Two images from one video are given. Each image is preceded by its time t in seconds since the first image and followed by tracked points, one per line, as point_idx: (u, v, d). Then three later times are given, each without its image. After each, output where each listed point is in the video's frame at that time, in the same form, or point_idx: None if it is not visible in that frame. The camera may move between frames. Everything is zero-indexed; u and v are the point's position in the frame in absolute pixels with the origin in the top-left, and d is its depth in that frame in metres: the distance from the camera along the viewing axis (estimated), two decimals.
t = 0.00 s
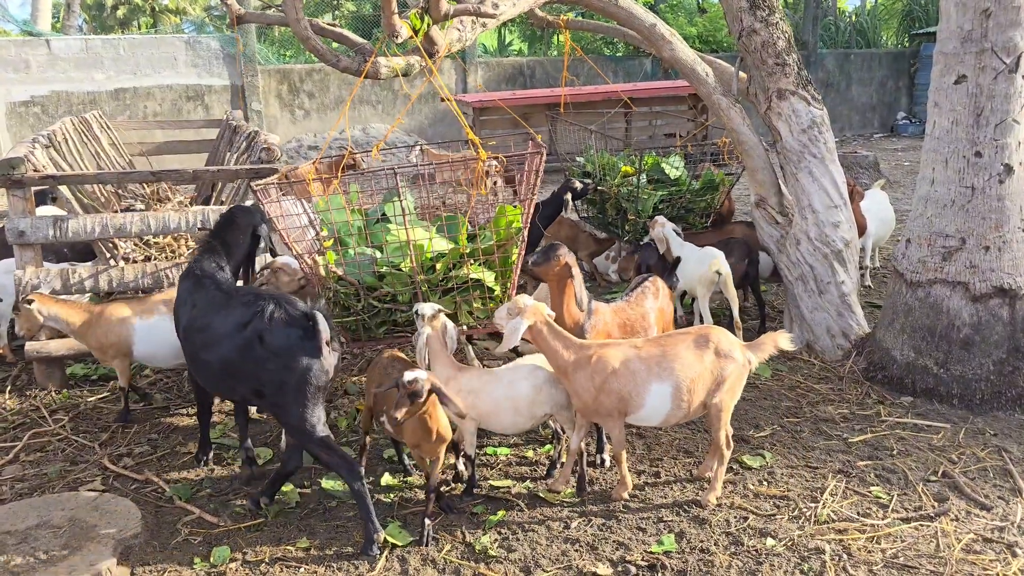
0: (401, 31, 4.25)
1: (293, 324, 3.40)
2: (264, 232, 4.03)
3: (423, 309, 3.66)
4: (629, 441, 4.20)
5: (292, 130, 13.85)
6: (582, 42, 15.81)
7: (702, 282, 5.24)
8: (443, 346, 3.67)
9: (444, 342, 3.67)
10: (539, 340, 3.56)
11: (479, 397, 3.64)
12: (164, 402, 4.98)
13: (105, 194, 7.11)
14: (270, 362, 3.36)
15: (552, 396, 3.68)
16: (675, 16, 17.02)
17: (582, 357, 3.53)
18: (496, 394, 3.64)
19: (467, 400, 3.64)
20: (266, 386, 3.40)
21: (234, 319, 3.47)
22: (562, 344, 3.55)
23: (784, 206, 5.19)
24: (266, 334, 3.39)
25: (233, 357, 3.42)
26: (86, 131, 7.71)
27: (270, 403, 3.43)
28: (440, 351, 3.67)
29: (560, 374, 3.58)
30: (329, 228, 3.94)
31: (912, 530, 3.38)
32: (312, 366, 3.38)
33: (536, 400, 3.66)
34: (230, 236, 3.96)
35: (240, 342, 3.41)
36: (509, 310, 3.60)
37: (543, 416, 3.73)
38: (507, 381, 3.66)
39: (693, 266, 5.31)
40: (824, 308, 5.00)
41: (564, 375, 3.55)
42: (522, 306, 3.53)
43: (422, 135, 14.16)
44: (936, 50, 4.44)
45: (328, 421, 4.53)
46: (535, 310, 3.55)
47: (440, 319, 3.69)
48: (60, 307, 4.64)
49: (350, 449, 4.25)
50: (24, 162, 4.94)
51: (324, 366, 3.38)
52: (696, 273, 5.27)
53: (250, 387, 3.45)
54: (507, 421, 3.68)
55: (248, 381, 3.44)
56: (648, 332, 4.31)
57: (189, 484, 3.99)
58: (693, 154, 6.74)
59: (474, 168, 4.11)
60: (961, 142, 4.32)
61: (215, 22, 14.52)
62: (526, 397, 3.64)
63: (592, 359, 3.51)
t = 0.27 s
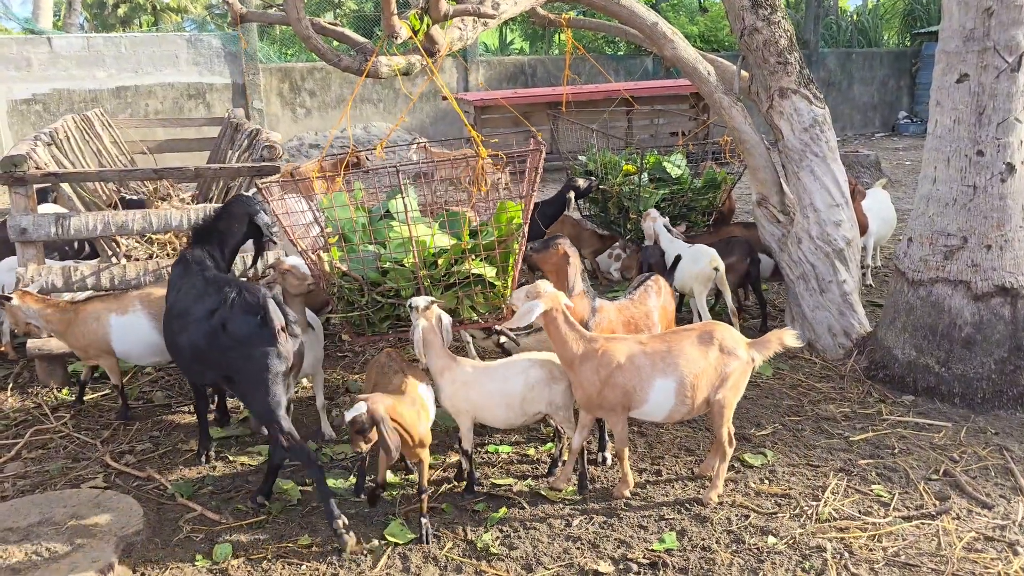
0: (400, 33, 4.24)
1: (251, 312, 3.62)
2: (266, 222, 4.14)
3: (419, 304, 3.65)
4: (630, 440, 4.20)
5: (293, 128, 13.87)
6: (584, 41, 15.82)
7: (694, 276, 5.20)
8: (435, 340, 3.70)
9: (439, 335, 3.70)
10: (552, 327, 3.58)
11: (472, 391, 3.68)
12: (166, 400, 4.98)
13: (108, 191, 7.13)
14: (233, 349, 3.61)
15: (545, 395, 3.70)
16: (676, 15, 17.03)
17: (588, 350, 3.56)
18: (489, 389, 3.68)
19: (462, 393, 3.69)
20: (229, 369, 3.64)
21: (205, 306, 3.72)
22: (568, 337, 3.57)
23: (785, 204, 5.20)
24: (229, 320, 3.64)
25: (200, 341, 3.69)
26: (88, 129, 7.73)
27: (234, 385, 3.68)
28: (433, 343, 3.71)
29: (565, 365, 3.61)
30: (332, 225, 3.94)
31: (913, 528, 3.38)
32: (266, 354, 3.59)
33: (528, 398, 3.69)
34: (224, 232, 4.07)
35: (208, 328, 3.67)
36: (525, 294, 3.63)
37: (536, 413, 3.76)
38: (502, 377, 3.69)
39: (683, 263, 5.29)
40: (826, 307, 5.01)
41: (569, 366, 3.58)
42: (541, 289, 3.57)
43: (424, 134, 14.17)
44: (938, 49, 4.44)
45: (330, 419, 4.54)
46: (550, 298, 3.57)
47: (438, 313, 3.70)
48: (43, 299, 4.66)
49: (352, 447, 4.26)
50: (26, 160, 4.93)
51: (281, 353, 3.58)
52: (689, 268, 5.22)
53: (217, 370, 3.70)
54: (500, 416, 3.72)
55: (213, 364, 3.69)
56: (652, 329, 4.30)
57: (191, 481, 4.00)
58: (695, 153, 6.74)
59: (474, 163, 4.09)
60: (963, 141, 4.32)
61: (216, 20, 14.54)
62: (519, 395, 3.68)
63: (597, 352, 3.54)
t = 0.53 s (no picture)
0: (403, 29, 4.26)
1: (247, 287, 3.71)
2: (264, 215, 4.27)
3: (419, 295, 3.61)
4: (631, 438, 4.20)
5: (294, 127, 13.88)
6: (585, 41, 15.83)
7: (698, 275, 5.18)
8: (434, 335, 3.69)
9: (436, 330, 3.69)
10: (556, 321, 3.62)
11: (466, 387, 3.66)
12: (167, 398, 4.99)
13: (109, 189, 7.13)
14: (223, 319, 3.70)
15: (539, 395, 3.64)
16: (677, 14, 17.03)
17: (589, 346, 3.58)
18: (483, 385, 3.65)
19: (456, 390, 3.67)
20: (208, 339, 3.74)
21: (201, 276, 3.83)
22: (571, 331, 3.61)
23: (785, 203, 5.20)
24: (223, 292, 3.73)
25: (190, 308, 3.78)
26: (89, 127, 7.74)
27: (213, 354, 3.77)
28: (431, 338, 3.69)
29: (568, 359, 3.64)
30: (334, 221, 3.93)
31: (913, 527, 3.38)
32: (255, 327, 3.69)
33: (521, 397, 3.64)
34: (219, 230, 4.35)
35: (200, 295, 3.77)
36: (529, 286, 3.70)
37: (531, 413, 3.72)
38: (496, 374, 3.65)
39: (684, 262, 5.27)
40: (826, 306, 5.01)
41: (571, 360, 3.61)
42: (542, 283, 3.61)
43: (424, 132, 14.18)
44: (939, 48, 4.44)
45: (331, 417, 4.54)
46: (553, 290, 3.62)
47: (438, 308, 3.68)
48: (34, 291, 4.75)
49: (353, 445, 4.26)
50: (28, 159, 4.94)
51: (266, 328, 3.68)
52: (691, 267, 5.21)
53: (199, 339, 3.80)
54: (493, 414, 3.67)
55: (196, 331, 3.79)
56: (653, 328, 4.30)
57: (192, 479, 4.00)
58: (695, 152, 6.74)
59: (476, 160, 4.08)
60: (964, 140, 4.32)
61: (217, 19, 14.55)
62: (512, 393, 3.63)
63: (600, 349, 3.56)
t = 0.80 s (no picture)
0: (404, 27, 4.27)
1: (252, 279, 3.83)
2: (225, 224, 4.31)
3: (421, 297, 3.66)
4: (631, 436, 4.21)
5: (295, 126, 13.89)
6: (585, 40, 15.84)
7: (703, 273, 5.20)
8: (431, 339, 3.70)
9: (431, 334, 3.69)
10: (558, 319, 3.74)
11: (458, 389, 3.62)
12: (167, 395, 4.99)
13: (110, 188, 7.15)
14: (225, 309, 3.78)
15: (531, 400, 3.58)
16: (677, 13, 17.03)
17: (590, 339, 3.65)
18: (474, 387, 3.60)
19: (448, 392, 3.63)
20: (209, 330, 3.79)
21: (203, 271, 3.94)
22: (574, 326, 3.71)
23: (786, 202, 5.19)
24: (227, 284, 3.83)
25: (192, 301, 3.84)
26: (90, 126, 7.76)
27: (212, 347, 3.82)
28: (428, 343, 3.69)
29: (571, 353, 3.71)
30: (331, 222, 3.92)
31: (913, 525, 3.39)
32: (257, 318, 3.75)
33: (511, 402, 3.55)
34: (200, 230, 4.41)
35: (204, 288, 3.85)
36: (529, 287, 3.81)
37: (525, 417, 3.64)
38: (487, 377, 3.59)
39: (686, 260, 5.27)
40: (827, 305, 5.01)
41: (573, 355, 3.69)
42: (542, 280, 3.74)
43: (425, 131, 14.19)
44: (940, 48, 4.44)
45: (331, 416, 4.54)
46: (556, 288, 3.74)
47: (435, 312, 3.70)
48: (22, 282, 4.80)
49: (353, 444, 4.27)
50: (29, 157, 5.05)
51: (269, 319, 3.75)
52: (695, 265, 5.22)
53: (197, 332, 3.84)
54: (484, 417, 3.61)
55: (196, 325, 3.83)
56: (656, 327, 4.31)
57: (193, 477, 4.00)
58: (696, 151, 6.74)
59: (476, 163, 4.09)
60: (964, 140, 4.32)
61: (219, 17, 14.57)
62: (501, 396, 3.55)
63: (599, 341, 3.62)
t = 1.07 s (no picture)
0: (407, 25, 4.27)
1: (251, 278, 3.85)
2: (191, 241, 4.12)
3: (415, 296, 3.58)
4: (632, 435, 4.21)
5: (297, 124, 13.90)
6: (587, 39, 15.84)
7: (701, 272, 5.22)
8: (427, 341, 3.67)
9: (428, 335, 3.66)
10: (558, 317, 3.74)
11: (454, 390, 3.62)
12: (169, 394, 5.00)
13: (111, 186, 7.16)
14: (225, 308, 3.79)
15: (520, 405, 3.53)
16: (679, 12, 17.03)
17: (590, 332, 3.68)
18: (468, 389, 3.59)
19: (444, 393, 3.64)
20: (211, 329, 3.80)
21: (199, 269, 3.93)
22: (574, 320, 3.73)
23: (787, 202, 5.17)
24: (226, 283, 3.83)
25: (190, 299, 3.83)
26: (92, 124, 7.76)
27: (214, 346, 3.84)
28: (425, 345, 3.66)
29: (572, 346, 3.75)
30: (327, 218, 3.91)
31: (913, 524, 3.39)
32: (260, 316, 3.78)
33: (502, 404, 3.54)
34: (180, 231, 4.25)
35: (201, 288, 3.85)
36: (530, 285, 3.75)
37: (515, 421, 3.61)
38: (480, 379, 3.59)
39: (683, 259, 5.27)
40: (828, 305, 5.02)
41: (574, 347, 3.72)
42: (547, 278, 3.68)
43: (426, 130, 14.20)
44: (941, 47, 4.44)
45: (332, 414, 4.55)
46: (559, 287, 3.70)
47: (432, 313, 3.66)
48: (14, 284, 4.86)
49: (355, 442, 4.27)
50: (31, 155, 5.05)
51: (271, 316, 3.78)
52: (693, 264, 5.23)
53: (197, 331, 3.84)
54: (478, 418, 3.62)
55: (196, 324, 3.83)
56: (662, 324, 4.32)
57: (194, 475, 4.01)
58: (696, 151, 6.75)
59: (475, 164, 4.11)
60: (966, 139, 4.33)
61: (220, 16, 14.57)
62: (493, 399, 3.54)
63: (599, 334, 3.65)
